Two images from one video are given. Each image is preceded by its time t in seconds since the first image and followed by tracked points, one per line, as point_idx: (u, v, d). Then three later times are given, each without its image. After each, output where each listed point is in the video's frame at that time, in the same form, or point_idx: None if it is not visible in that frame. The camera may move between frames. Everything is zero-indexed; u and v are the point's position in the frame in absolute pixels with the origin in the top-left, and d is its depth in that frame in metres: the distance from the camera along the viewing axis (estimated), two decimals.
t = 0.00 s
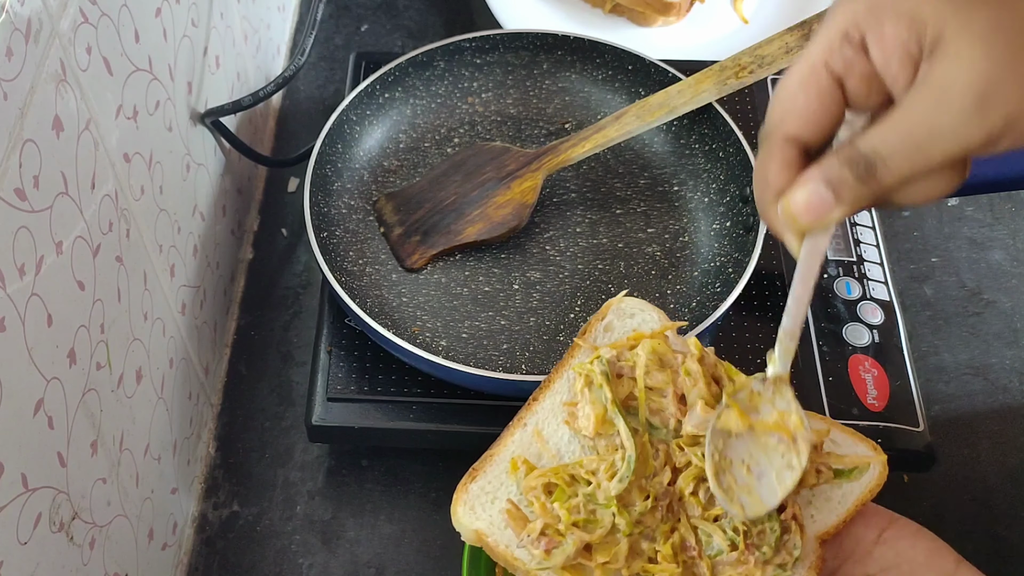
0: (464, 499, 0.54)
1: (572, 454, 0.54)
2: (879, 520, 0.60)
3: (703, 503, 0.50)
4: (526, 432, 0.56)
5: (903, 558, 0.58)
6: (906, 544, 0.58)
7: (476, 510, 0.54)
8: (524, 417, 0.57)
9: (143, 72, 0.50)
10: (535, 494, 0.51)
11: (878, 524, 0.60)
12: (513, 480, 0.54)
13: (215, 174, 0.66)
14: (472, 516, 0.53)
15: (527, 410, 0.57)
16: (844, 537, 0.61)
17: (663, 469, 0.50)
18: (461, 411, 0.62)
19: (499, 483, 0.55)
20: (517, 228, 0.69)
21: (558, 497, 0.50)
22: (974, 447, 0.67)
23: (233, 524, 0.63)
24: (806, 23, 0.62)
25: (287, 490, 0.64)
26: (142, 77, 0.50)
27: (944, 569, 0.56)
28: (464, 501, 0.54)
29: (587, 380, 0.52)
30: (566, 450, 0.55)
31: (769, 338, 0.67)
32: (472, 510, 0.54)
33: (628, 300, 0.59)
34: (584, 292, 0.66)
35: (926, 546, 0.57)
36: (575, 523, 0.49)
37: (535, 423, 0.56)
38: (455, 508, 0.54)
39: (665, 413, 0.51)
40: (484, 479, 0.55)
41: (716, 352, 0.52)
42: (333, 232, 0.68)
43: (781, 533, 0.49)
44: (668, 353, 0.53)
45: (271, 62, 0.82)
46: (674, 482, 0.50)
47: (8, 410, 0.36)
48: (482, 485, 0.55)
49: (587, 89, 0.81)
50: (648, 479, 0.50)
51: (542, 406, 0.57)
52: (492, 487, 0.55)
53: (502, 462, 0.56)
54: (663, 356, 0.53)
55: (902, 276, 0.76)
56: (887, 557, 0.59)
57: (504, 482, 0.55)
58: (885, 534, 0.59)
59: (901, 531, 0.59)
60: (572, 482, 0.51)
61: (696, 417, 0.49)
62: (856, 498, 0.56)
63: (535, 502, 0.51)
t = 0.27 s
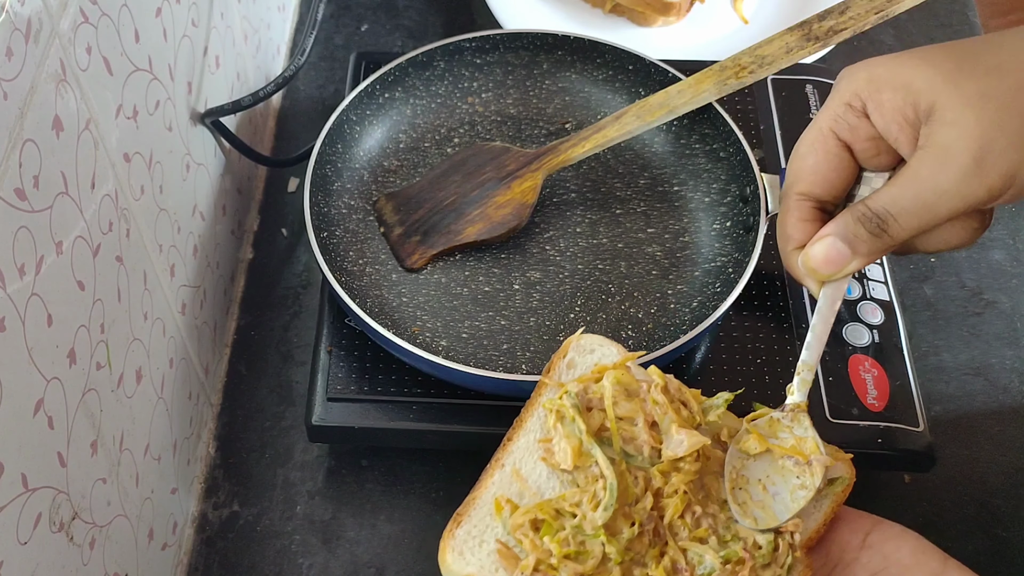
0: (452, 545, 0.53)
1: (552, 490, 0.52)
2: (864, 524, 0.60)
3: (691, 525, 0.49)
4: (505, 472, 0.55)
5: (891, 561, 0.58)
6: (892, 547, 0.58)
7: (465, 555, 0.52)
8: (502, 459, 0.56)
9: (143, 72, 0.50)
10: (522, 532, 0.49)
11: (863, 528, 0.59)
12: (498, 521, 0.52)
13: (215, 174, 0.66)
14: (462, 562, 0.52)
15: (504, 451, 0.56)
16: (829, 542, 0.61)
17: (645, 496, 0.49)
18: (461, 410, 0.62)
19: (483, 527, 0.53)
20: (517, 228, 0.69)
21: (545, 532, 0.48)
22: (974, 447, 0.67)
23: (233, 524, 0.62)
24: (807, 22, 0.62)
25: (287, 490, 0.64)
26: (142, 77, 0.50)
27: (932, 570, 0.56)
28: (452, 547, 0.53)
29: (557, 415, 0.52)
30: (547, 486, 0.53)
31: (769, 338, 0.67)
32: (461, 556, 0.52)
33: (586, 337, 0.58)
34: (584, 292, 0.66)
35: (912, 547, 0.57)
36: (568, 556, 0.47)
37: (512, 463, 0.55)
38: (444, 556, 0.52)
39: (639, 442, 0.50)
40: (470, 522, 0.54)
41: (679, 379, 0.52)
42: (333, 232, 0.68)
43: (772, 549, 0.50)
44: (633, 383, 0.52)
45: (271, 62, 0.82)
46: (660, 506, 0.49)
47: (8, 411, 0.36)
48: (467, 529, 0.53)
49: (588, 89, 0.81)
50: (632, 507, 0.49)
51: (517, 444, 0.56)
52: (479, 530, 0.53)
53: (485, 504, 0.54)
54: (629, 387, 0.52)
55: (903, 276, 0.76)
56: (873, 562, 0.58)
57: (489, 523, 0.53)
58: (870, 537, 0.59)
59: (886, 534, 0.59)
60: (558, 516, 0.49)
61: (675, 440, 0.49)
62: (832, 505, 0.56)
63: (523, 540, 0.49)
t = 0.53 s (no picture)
0: (446, 514, 0.53)
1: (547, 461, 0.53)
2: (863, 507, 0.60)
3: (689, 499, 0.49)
4: (501, 441, 0.55)
5: (893, 542, 0.58)
6: (893, 529, 0.58)
7: (460, 522, 0.53)
8: (496, 429, 0.56)
9: (143, 73, 0.50)
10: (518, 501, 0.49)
11: (863, 510, 0.60)
12: (493, 489, 0.53)
13: (215, 174, 0.66)
14: (456, 529, 0.52)
15: (499, 422, 0.56)
16: (831, 522, 0.61)
17: (642, 468, 0.49)
18: (461, 410, 0.62)
19: (479, 495, 0.54)
20: (517, 228, 0.69)
21: (540, 500, 0.49)
22: (974, 447, 0.67)
23: (233, 524, 0.63)
24: (807, 22, 0.62)
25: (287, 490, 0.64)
26: (142, 77, 0.50)
27: (933, 554, 0.56)
28: (447, 514, 0.53)
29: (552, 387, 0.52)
30: (542, 456, 0.53)
31: (769, 338, 0.67)
32: (455, 523, 0.53)
33: (583, 312, 0.59)
34: (584, 292, 0.66)
35: (913, 529, 0.57)
36: (561, 523, 0.47)
37: (508, 432, 0.55)
38: (438, 522, 0.53)
39: (636, 414, 0.50)
40: (464, 491, 0.54)
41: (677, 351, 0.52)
42: (333, 232, 0.68)
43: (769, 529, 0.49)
44: (630, 356, 0.53)
45: (271, 62, 0.82)
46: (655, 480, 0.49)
47: (8, 411, 0.36)
48: (463, 497, 0.54)
49: (587, 89, 0.81)
50: (628, 479, 0.49)
51: (514, 415, 0.56)
52: (474, 499, 0.54)
53: (480, 474, 0.55)
54: (626, 359, 0.53)
55: (903, 276, 0.76)
56: (874, 542, 0.59)
57: (484, 493, 0.54)
58: (871, 519, 0.59)
59: (886, 516, 0.59)
60: (554, 485, 0.49)
61: (669, 410, 0.49)
62: (824, 494, 0.58)
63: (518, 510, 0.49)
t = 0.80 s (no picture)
0: (467, 499, 0.53)
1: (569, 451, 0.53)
2: (879, 500, 0.60)
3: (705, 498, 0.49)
4: (523, 429, 0.55)
5: (906, 536, 0.59)
6: (906, 523, 0.58)
7: (481, 508, 0.52)
8: (519, 417, 0.56)
9: (143, 72, 0.50)
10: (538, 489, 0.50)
11: (879, 503, 0.60)
12: (514, 477, 0.53)
13: (214, 174, 0.66)
14: (477, 515, 0.52)
15: (521, 410, 0.56)
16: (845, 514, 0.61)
17: (661, 461, 0.49)
18: (461, 410, 0.62)
19: (500, 482, 0.54)
20: (517, 228, 0.69)
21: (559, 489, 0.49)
22: (974, 447, 0.67)
23: (233, 524, 0.62)
24: (807, 22, 0.62)
25: (287, 490, 0.64)
26: (142, 77, 0.50)
27: (946, 549, 0.56)
28: (468, 500, 0.53)
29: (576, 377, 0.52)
30: (564, 446, 0.53)
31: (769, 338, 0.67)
32: (476, 509, 0.52)
33: (608, 302, 0.59)
34: (584, 292, 0.66)
35: (927, 524, 0.58)
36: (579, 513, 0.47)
37: (531, 421, 0.55)
38: (459, 507, 0.52)
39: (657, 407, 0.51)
40: (486, 477, 0.54)
41: (699, 345, 0.53)
42: (333, 232, 0.68)
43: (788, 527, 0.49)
44: (653, 347, 0.53)
45: (271, 62, 0.82)
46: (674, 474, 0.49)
47: (8, 410, 0.36)
48: (484, 483, 0.53)
49: (587, 89, 0.81)
50: (647, 472, 0.49)
51: (537, 404, 0.56)
52: (495, 485, 0.53)
53: (502, 462, 0.54)
54: (650, 351, 0.52)
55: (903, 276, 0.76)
56: (889, 535, 0.59)
57: (505, 479, 0.54)
58: (886, 512, 0.59)
59: (902, 510, 0.59)
60: (574, 475, 0.49)
61: (688, 403, 0.49)
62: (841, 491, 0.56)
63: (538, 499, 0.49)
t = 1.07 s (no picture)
0: (472, 500, 0.53)
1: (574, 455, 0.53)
2: (876, 509, 0.60)
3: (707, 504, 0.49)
4: (527, 433, 0.56)
5: (903, 546, 0.58)
6: (905, 533, 0.58)
7: (485, 511, 0.53)
8: (524, 419, 0.56)
9: (143, 72, 0.50)
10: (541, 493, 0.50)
11: (878, 512, 0.60)
12: (518, 480, 0.53)
13: (215, 174, 0.66)
14: (481, 517, 0.53)
15: (525, 412, 0.57)
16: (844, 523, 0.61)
17: (664, 466, 0.50)
18: (461, 410, 0.62)
19: (505, 485, 0.54)
20: (517, 228, 0.69)
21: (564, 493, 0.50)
22: (974, 447, 0.67)
23: (233, 524, 0.62)
24: (807, 23, 0.62)
25: (287, 490, 0.64)
26: (142, 77, 0.50)
27: (944, 560, 0.56)
28: (472, 502, 0.53)
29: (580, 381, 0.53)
30: (567, 450, 0.54)
31: (769, 338, 0.66)
32: (480, 512, 0.53)
33: (611, 307, 0.60)
34: (584, 292, 0.66)
35: (926, 535, 0.58)
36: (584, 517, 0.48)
37: (535, 424, 0.56)
38: (463, 509, 0.53)
39: (660, 412, 0.51)
40: (490, 479, 0.55)
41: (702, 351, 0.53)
42: (333, 232, 0.68)
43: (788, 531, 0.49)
44: (656, 353, 0.53)
45: (271, 62, 0.82)
46: (677, 479, 0.50)
47: (9, 410, 0.36)
48: (488, 486, 0.54)
49: (587, 89, 0.81)
50: (650, 477, 0.50)
51: (541, 407, 0.57)
52: (498, 488, 0.54)
53: (506, 464, 0.55)
54: (652, 357, 0.53)
55: (903, 276, 0.76)
56: (886, 545, 0.59)
57: (509, 483, 0.54)
58: (885, 522, 0.59)
59: (901, 520, 0.59)
60: (578, 479, 0.50)
61: (692, 408, 0.50)
62: (840, 496, 0.56)
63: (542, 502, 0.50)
